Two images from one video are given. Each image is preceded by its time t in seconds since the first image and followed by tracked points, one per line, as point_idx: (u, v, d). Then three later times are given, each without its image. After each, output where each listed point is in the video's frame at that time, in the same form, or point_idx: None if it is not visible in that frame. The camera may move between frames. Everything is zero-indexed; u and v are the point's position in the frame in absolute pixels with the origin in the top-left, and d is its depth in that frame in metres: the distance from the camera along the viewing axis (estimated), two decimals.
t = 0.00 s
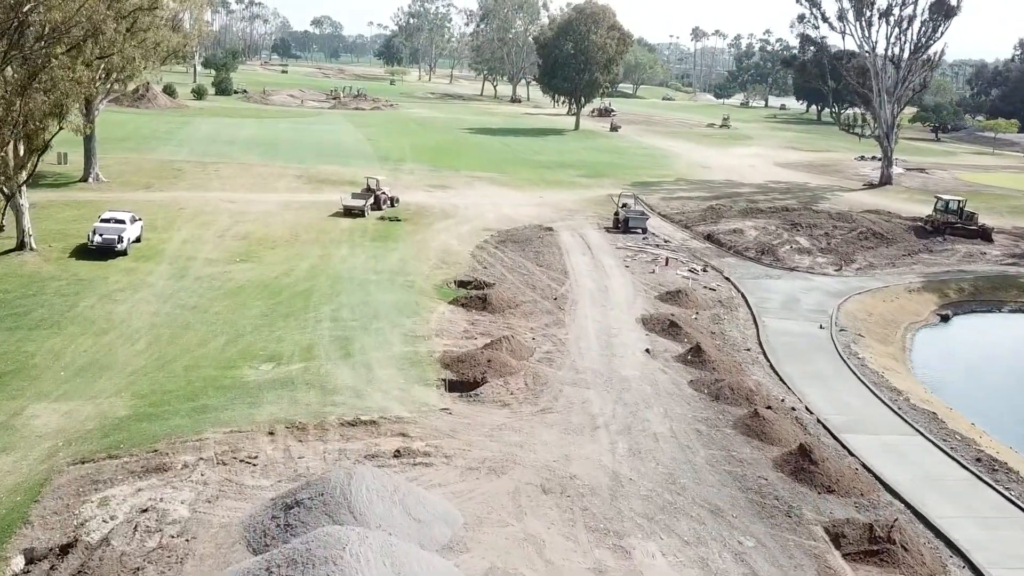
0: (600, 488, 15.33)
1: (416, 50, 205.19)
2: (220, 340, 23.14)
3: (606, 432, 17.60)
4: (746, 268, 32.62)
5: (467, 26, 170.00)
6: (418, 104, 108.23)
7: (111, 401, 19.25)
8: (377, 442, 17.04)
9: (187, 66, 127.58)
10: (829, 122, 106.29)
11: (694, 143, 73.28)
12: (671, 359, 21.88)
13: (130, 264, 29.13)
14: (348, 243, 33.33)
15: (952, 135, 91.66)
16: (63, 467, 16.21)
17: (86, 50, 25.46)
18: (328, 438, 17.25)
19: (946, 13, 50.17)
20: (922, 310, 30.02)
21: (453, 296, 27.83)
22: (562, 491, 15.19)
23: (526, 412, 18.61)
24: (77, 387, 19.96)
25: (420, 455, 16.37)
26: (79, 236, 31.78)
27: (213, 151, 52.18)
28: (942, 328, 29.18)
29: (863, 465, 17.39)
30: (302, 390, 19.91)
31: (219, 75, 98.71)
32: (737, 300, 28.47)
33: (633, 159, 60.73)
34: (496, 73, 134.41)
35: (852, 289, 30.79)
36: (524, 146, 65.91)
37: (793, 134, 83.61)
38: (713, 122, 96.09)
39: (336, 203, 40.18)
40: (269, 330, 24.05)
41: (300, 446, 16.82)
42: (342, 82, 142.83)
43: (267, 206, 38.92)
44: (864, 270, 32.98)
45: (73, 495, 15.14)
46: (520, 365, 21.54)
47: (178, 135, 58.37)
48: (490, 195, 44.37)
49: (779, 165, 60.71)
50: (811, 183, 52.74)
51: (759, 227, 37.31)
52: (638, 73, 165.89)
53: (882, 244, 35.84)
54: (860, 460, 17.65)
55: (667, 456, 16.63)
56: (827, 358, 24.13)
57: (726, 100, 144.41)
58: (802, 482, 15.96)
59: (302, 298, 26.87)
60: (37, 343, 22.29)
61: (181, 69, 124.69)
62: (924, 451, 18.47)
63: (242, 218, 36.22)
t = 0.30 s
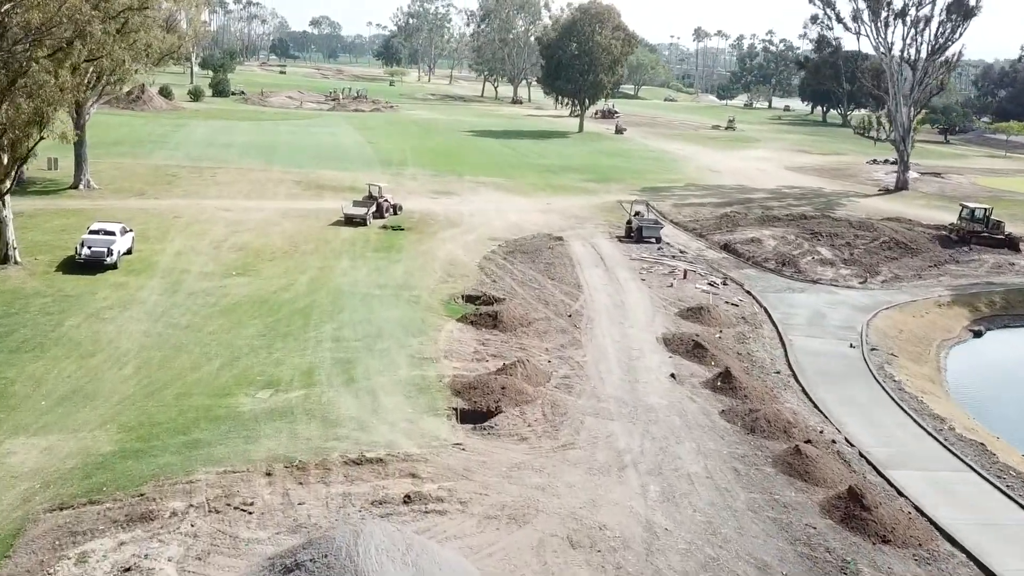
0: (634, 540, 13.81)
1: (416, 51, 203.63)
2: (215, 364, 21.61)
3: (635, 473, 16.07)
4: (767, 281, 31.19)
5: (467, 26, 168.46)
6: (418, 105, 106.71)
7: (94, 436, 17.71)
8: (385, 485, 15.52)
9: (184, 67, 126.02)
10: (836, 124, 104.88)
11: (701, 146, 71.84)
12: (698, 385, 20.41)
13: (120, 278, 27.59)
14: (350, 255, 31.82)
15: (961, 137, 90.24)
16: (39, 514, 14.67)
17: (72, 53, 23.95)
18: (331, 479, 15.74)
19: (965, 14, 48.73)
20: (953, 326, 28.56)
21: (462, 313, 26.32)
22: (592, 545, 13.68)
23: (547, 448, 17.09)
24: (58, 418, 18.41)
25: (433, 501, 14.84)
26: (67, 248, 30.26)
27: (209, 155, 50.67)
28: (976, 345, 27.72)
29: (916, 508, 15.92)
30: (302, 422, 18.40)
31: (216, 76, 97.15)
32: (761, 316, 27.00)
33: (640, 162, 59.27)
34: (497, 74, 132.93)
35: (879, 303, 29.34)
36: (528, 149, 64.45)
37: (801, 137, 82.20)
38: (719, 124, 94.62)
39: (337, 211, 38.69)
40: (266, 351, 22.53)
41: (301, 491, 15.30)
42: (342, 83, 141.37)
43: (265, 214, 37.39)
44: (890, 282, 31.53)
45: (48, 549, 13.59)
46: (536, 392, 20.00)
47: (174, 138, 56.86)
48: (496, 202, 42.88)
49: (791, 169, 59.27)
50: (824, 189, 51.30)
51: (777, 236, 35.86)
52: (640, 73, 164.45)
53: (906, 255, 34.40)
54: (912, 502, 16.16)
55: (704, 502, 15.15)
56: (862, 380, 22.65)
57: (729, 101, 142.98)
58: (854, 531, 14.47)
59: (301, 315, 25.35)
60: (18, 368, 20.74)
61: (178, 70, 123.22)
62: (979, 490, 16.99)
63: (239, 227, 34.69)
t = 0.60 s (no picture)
0: None
1: (415, 51, 202.17)
2: (206, 391, 20.04)
3: (669, 523, 14.48)
4: (790, 295, 29.68)
5: (467, 27, 166.99)
6: (418, 107, 105.13)
7: (74, 476, 16.15)
8: (392, 538, 13.92)
9: (181, 68, 124.53)
10: (842, 126, 103.48)
11: (708, 149, 70.34)
12: (730, 416, 18.89)
13: (108, 295, 26.02)
14: (351, 268, 30.26)
15: (970, 139, 88.90)
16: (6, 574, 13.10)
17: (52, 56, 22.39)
18: (333, 530, 14.17)
19: (986, 14, 47.20)
20: (989, 343, 27.04)
21: (470, 331, 24.73)
22: None
23: (571, 491, 15.50)
24: (34, 456, 16.83)
25: (447, 558, 13.25)
26: (53, 261, 28.70)
27: (205, 160, 49.10)
28: (1014, 364, 26.18)
29: (980, 559, 14.38)
30: (301, 460, 16.81)
31: (213, 77, 95.67)
32: (787, 336, 25.50)
33: (648, 166, 57.77)
34: (498, 75, 131.47)
35: (909, 319, 27.83)
36: (532, 153, 63.01)
37: (809, 139, 80.76)
38: (724, 127, 93.13)
39: (337, 220, 37.13)
40: (263, 376, 20.96)
41: (299, 546, 13.70)
42: (340, 84, 139.88)
43: (262, 223, 35.84)
44: (919, 296, 30.02)
45: None
46: (555, 424, 18.37)
47: (168, 142, 55.31)
48: (502, 209, 41.32)
49: (802, 174, 57.78)
50: (839, 194, 49.79)
51: (797, 246, 34.36)
52: (641, 74, 163.09)
53: (933, 266, 32.88)
54: (975, 553, 14.62)
55: (749, 557, 13.61)
56: (902, 407, 21.12)
57: (732, 102, 141.61)
58: None
59: (300, 335, 23.77)
60: None
61: (175, 71, 121.76)
62: None
63: (234, 238, 33.14)
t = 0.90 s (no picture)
0: None
1: (414, 52, 200.61)
2: (195, 427, 18.30)
3: None
4: (818, 312, 27.99)
5: (467, 27, 165.38)
6: (418, 108, 103.47)
7: (43, 531, 14.39)
8: None
9: (178, 69, 122.87)
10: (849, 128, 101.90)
11: (716, 152, 68.72)
12: (770, 456, 17.17)
13: (92, 315, 24.26)
14: (352, 283, 28.53)
15: (980, 141, 87.42)
16: None
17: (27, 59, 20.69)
18: None
19: (1009, 14, 45.56)
20: None
21: (480, 354, 22.94)
22: None
23: (602, 551, 13.76)
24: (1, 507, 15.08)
25: None
26: (34, 278, 26.92)
27: (199, 166, 47.37)
28: None
29: None
30: (298, 510, 15.08)
31: (210, 78, 93.95)
32: (820, 359, 23.83)
33: (656, 170, 56.14)
34: (498, 75, 129.89)
35: (947, 339, 26.15)
36: (537, 156, 61.38)
37: (817, 142, 79.24)
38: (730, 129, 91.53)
39: (336, 230, 35.41)
40: (256, 409, 19.22)
41: None
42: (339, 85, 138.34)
43: (258, 234, 34.10)
44: (953, 312, 28.36)
45: None
46: (579, 465, 16.60)
47: (162, 147, 53.58)
48: (508, 218, 39.60)
49: (815, 178, 56.19)
50: (856, 200, 48.12)
51: (821, 258, 32.70)
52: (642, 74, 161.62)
53: (965, 279, 31.22)
54: None
55: None
56: (952, 441, 19.45)
57: (735, 103, 140.20)
58: None
59: (297, 360, 22.02)
60: None
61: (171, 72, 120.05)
62: None
63: (228, 251, 31.39)
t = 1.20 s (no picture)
0: None
1: (414, 52, 199.19)
2: (182, 466, 16.65)
3: None
4: (847, 329, 26.41)
5: (467, 28, 163.78)
6: (418, 110, 101.90)
7: None
8: None
9: (174, 69, 121.25)
10: (856, 130, 100.46)
11: (725, 155, 67.17)
12: (816, 501, 15.56)
13: (74, 336, 22.61)
14: (353, 299, 26.91)
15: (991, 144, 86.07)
16: None
17: None
18: None
19: None
20: None
21: (491, 379, 21.32)
22: None
23: None
24: None
25: None
26: (14, 294, 25.27)
27: (194, 171, 45.76)
28: None
29: None
30: (294, 569, 13.46)
31: (206, 79, 92.30)
32: (856, 383, 22.22)
33: (665, 174, 54.61)
34: (500, 76, 128.38)
35: (987, 359, 24.56)
36: (541, 160, 59.84)
37: (826, 144, 77.76)
38: (736, 130, 90.04)
39: (335, 240, 33.79)
40: (250, 445, 17.58)
41: None
42: (337, 86, 136.79)
43: (253, 244, 32.46)
44: (990, 329, 26.78)
45: None
46: (607, 512, 14.94)
47: (156, 151, 51.94)
48: (515, 226, 38.00)
49: (828, 182, 54.64)
50: (873, 206, 46.57)
51: (846, 269, 31.12)
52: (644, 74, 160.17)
53: (999, 292, 29.62)
54: None
55: None
56: (1009, 478, 17.84)
57: (739, 104, 138.91)
58: None
59: (294, 387, 20.39)
60: None
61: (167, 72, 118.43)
62: None
63: (222, 263, 29.74)
